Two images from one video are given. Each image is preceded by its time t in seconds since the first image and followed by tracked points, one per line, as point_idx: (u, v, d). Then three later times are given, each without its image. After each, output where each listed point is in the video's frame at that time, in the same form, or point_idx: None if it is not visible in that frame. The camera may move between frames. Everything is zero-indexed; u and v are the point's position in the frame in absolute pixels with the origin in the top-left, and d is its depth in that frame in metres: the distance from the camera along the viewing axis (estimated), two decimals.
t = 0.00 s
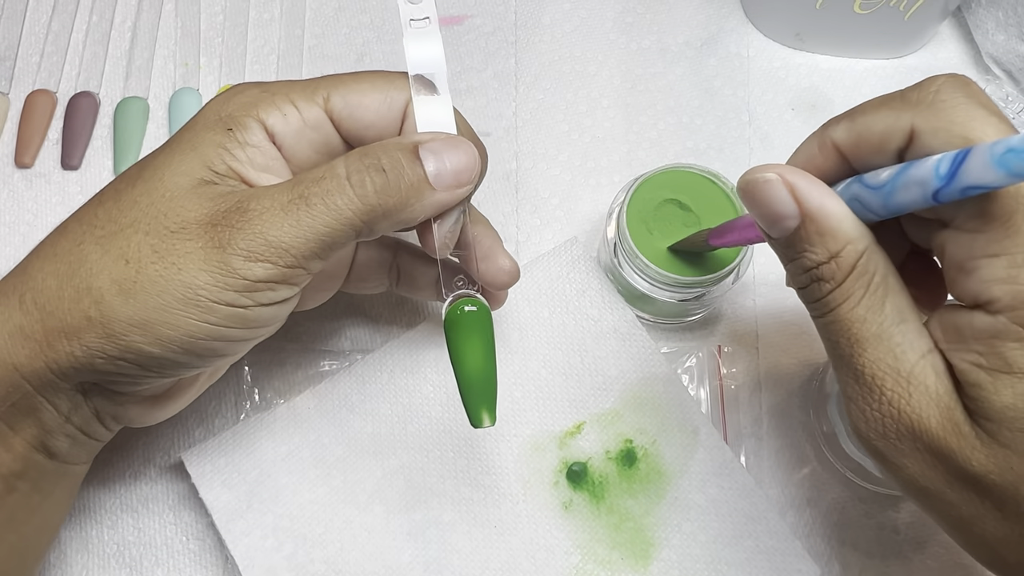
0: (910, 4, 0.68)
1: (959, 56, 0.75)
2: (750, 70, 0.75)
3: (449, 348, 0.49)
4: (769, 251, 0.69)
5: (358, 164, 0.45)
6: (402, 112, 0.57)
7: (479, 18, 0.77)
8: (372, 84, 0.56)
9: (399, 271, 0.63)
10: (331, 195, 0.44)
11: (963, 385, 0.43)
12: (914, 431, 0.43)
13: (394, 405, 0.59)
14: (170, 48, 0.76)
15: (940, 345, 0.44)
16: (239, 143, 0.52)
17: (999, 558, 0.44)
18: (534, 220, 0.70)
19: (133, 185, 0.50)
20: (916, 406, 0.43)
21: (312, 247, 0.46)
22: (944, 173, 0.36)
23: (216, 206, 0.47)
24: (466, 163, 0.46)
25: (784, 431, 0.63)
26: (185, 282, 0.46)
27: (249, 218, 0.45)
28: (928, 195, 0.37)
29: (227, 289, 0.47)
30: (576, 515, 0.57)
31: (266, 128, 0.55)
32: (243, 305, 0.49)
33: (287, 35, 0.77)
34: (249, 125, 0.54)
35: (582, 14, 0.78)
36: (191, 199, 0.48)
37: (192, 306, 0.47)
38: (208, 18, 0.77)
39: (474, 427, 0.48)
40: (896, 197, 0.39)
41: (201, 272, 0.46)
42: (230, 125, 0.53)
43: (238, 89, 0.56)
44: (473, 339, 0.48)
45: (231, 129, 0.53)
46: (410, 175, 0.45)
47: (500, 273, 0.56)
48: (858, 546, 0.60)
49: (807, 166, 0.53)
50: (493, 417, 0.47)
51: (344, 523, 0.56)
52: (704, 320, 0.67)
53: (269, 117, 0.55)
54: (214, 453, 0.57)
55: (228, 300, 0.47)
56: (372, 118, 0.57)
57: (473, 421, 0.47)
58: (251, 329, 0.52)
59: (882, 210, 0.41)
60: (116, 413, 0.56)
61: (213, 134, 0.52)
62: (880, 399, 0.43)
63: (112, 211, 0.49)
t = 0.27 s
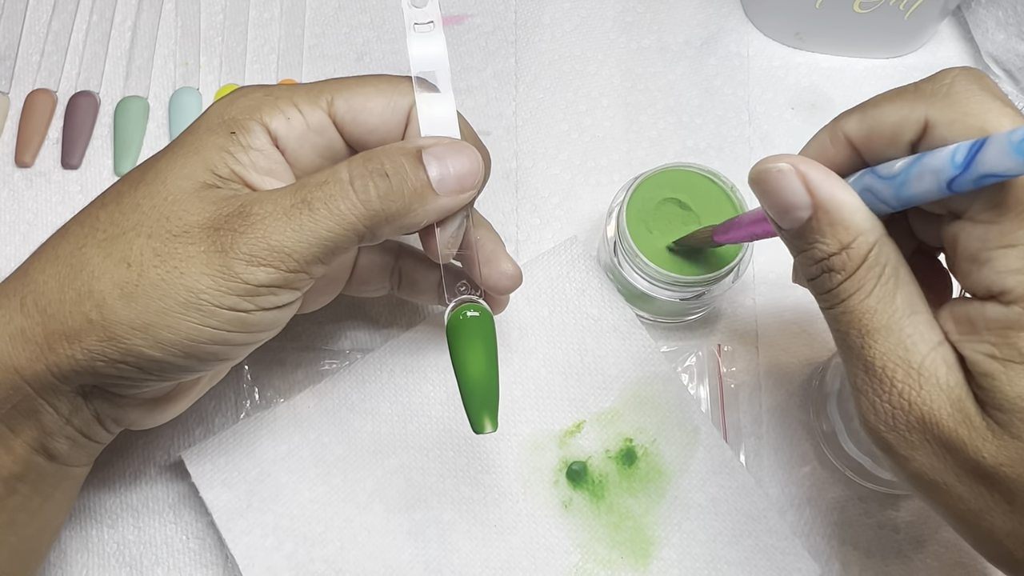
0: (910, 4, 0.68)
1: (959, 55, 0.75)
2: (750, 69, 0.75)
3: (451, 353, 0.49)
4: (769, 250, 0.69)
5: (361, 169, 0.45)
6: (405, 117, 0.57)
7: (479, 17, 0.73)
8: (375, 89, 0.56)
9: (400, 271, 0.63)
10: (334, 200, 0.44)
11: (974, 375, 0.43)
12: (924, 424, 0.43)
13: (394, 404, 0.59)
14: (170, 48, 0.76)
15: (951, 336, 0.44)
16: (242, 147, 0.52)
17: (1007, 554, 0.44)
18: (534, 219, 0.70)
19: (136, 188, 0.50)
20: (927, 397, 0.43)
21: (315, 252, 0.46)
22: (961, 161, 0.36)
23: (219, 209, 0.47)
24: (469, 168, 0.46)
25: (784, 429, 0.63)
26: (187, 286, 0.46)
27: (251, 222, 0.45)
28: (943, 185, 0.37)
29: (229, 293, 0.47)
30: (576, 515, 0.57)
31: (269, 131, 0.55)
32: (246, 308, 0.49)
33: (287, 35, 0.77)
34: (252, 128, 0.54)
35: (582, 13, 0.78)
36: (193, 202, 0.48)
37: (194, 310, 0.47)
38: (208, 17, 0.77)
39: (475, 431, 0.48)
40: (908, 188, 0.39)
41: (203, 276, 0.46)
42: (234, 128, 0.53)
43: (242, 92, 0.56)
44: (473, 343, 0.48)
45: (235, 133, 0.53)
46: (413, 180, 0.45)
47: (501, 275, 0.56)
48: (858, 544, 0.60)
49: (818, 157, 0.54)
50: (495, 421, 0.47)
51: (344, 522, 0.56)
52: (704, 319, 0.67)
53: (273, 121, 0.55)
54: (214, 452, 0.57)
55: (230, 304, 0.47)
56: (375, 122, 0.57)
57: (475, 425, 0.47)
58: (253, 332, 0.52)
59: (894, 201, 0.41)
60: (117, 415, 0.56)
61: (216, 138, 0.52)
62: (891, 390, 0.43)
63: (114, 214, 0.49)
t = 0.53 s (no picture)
0: (910, 3, 0.68)
1: (959, 55, 0.76)
2: (750, 69, 0.75)
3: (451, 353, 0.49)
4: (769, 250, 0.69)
5: (361, 168, 0.45)
6: (405, 116, 0.57)
7: (479, 17, 0.74)
8: (376, 89, 0.56)
9: (399, 270, 0.63)
10: (333, 199, 0.44)
11: (969, 374, 0.43)
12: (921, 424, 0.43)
13: (394, 403, 0.59)
14: (170, 47, 0.76)
15: (945, 336, 0.44)
16: (242, 146, 0.52)
17: (1008, 554, 0.43)
18: (534, 219, 0.70)
19: (135, 187, 0.50)
20: (922, 397, 0.43)
21: (314, 251, 0.46)
22: (944, 158, 0.36)
23: (218, 209, 0.47)
24: (469, 168, 0.46)
25: (784, 429, 0.63)
26: (187, 285, 0.46)
27: (251, 221, 0.45)
28: (930, 183, 0.37)
29: (229, 293, 0.47)
30: (576, 514, 0.57)
31: (269, 131, 0.55)
32: (245, 308, 0.49)
33: (287, 35, 0.77)
34: (252, 128, 0.54)
35: (582, 13, 0.78)
36: (193, 202, 0.48)
37: (194, 309, 0.47)
38: (208, 17, 0.77)
39: (475, 431, 0.48)
40: (896, 189, 0.40)
41: (203, 276, 0.46)
42: (234, 128, 0.53)
43: (242, 92, 0.56)
44: (473, 343, 0.48)
45: (235, 132, 0.53)
46: (413, 179, 0.45)
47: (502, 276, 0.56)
48: (858, 544, 0.60)
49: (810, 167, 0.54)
50: (495, 422, 0.47)
51: (344, 522, 0.56)
52: (704, 319, 0.67)
53: (273, 121, 0.55)
54: (213, 452, 0.57)
55: (229, 304, 0.47)
56: (376, 122, 0.57)
57: (474, 425, 0.47)
58: (252, 332, 0.52)
59: (884, 205, 0.41)
60: (116, 415, 0.56)
61: (216, 137, 0.52)
62: (886, 392, 0.43)
63: (114, 213, 0.49)
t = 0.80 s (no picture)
0: (910, 4, 0.68)
1: (959, 56, 0.76)
2: (750, 69, 0.75)
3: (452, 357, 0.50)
4: (769, 251, 0.69)
5: (363, 171, 0.45)
6: (407, 120, 0.57)
7: (479, 18, 0.74)
8: (378, 93, 0.56)
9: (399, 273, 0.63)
10: (335, 202, 0.44)
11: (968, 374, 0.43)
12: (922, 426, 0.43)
13: (395, 405, 0.59)
14: (170, 48, 0.76)
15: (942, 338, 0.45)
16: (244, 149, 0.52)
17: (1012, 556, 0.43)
18: (534, 220, 0.70)
19: (137, 190, 0.50)
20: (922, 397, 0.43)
21: (315, 254, 0.46)
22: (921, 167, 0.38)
23: (220, 211, 0.47)
24: (470, 173, 0.46)
25: (784, 430, 0.63)
26: (187, 287, 0.46)
27: (253, 224, 0.45)
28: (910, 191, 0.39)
29: (230, 295, 0.46)
30: (576, 515, 0.57)
31: (271, 134, 0.55)
32: (246, 310, 0.48)
33: (287, 35, 0.77)
34: (254, 131, 0.54)
35: (582, 13, 0.78)
36: (194, 204, 0.48)
37: (194, 311, 0.47)
38: (208, 17, 0.77)
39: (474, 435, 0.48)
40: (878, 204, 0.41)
41: (204, 278, 0.46)
42: (236, 131, 0.53)
43: (245, 95, 0.56)
44: (474, 348, 0.48)
45: (237, 136, 0.53)
46: (414, 183, 0.45)
47: (503, 277, 0.56)
48: (858, 545, 0.60)
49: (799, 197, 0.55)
50: (495, 426, 0.47)
51: (343, 523, 0.56)
52: (704, 320, 0.67)
53: (275, 124, 0.55)
54: (213, 453, 0.57)
55: (230, 306, 0.47)
56: (378, 125, 0.57)
57: (474, 430, 0.47)
58: (252, 334, 0.52)
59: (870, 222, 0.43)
60: (116, 416, 0.55)
61: (219, 140, 0.52)
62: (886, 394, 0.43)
63: (116, 215, 0.49)
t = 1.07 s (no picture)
0: (909, 4, 0.68)
1: (958, 55, 0.76)
2: (750, 69, 0.75)
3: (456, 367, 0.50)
4: (769, 250, 0.69)
5: (377, 182, 0.45)
6: (420, 134, 0.57)
7: (478, 18, 0.77)
8: (392, 106, 0.56)
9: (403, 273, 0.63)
10: (348, 211, 0.44)
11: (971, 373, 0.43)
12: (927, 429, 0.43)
13: (394, 404, 0.60)
14: (170, 47, 0.76)
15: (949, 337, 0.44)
16: (259, 158, 0.52)
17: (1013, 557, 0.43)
18: (534, 219, 0.70)
19: (152, 194, 0.50)
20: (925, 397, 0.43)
21: (328, 262, 0.46)
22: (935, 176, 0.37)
23: (234, 217, 0.47)
24: (481, 186, 0.47)
25: (783, 429, 0.63)
26: (200, 290, 0.46)
27: (267, 230, 0.45)
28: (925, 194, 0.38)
29: (241, 300, 0.46)
30: (575, 514, 0.57)
31: (285, 144, 0.55)
32: (257, 315, 0.48)
33: (287, 35, 0.77)
34: (269, 140, 0.54)
35: (582, 13, 0.78)
36: (209, 210, 0.48)
37: (205, 314, 0.47)
38: (208, 17, 0.77)
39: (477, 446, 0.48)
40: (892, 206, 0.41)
41: (217, 281, 0.46)
42: (251, 139, 0.53)
43: (260, 104, 0.56)
44: (479, 359, 0.48)
45: (252, 144, 0.53)
46: (428, 195, 0.45)
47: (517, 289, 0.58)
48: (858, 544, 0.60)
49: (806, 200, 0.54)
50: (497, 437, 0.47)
51: (343, 522, 0.56)
52: (704, 319, 0.67)
53: (290, 134, 0.55)
54: (213, 452, 0.57)
55: (241, 310, 0.47)
56: (391, 138, 0.57)
57: (477, 440, 0.47)
58: (262, 339, 0.52)
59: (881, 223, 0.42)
60: (121, 415, 0.56)
61: (233, 148, 0.52)
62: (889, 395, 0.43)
63: (130, 218, 0.49)
